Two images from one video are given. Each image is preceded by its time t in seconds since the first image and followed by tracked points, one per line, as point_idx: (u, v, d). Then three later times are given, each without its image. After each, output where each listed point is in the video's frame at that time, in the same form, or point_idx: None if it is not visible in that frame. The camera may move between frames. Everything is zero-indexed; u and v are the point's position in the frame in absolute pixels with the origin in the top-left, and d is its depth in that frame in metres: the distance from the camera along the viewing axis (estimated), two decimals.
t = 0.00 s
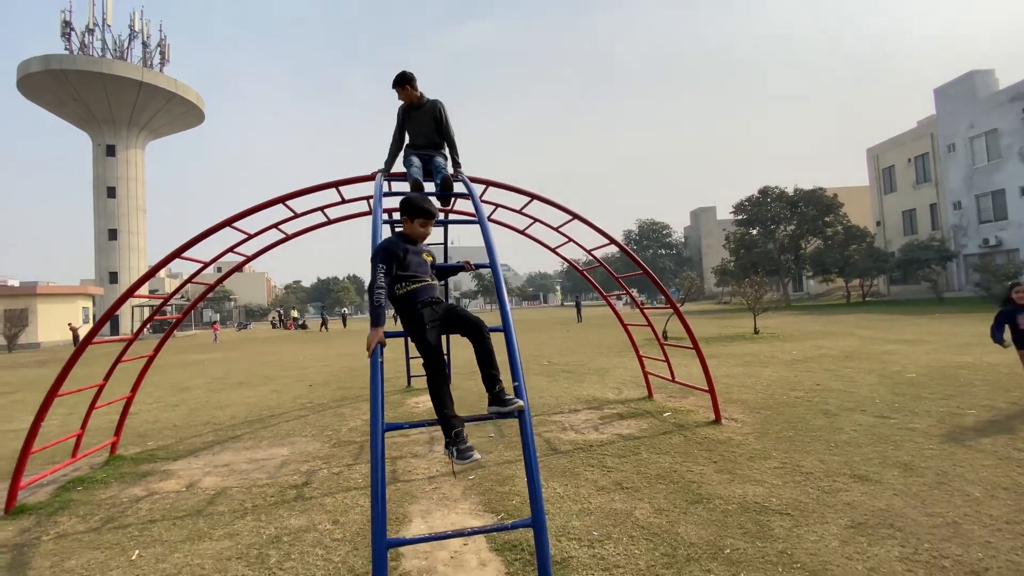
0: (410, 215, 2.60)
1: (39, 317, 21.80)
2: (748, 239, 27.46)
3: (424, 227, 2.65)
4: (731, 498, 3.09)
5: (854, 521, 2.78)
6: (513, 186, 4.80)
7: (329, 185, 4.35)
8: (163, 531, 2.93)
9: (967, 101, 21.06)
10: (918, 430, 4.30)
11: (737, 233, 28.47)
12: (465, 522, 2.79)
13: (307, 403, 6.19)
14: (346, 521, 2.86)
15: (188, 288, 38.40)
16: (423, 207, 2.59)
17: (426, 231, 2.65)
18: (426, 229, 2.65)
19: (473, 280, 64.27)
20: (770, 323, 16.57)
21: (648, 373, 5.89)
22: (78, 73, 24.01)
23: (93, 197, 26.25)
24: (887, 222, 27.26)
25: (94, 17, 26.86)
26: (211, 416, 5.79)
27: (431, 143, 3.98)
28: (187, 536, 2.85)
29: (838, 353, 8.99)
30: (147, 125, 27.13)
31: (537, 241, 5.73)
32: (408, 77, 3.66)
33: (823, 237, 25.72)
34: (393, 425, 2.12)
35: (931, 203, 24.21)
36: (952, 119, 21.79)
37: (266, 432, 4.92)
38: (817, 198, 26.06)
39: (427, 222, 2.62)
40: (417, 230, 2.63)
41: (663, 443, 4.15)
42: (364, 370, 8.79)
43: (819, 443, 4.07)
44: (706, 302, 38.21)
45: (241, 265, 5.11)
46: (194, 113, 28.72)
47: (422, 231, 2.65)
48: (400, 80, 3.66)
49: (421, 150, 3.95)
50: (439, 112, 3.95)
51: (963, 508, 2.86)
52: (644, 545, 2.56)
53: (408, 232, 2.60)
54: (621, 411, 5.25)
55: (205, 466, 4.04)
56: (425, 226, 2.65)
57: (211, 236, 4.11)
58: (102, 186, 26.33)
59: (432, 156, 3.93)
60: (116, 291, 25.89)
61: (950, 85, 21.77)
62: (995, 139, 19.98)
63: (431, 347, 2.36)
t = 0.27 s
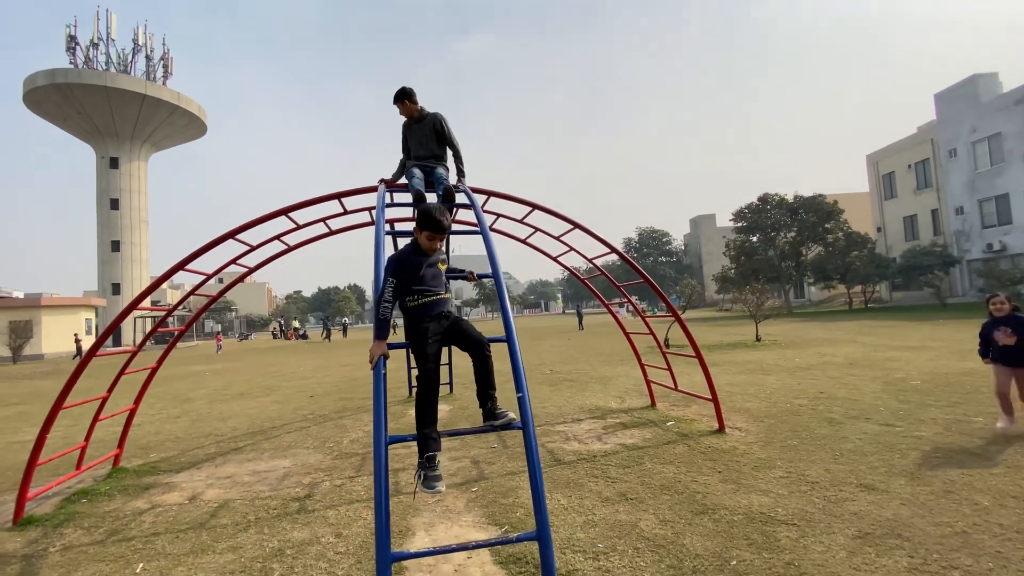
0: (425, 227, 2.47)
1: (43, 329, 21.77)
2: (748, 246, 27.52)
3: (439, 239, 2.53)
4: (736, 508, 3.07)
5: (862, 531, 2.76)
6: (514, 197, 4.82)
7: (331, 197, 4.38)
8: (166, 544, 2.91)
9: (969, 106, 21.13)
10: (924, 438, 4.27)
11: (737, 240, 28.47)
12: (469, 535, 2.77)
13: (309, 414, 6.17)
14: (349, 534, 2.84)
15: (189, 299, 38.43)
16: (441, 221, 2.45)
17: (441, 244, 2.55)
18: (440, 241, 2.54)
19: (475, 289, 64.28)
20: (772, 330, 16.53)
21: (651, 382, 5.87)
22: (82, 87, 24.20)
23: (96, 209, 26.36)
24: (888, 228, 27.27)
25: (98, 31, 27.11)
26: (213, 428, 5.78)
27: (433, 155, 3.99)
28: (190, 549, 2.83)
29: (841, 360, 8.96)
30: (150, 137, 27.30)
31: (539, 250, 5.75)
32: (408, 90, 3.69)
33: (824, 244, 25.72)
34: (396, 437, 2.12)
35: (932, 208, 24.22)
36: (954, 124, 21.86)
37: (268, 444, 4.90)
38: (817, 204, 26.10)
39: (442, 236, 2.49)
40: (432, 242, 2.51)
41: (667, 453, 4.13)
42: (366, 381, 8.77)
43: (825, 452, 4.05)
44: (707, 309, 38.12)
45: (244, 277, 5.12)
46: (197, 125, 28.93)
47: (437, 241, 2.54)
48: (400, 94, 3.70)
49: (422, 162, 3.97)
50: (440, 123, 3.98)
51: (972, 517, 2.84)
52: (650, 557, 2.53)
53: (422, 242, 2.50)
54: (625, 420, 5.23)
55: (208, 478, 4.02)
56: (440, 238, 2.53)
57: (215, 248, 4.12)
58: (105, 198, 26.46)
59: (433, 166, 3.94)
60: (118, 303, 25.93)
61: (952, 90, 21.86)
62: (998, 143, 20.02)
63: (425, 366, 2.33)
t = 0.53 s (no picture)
0: (432, 236, 2.43)
1: (47, 338, 21.83)
2: (751, 258, 27.51)
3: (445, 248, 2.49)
4: (744, 522, 3.02)
5: (873, 546, 2.71)
6: (518, 208, 4.83)
7: (337, 208, 4.39)
8: (167, 556, 2.88)
9: (970, 119, 21.17)
10: (933, 452, 4.21)
11: (740, 252, 28.44)
12: (474, 549, 2.73)
13: (311, 425, 6.14)
14: (351, 547, 2.80)
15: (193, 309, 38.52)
16: (448, 232, 2.42)
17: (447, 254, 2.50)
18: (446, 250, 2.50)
19: (477, 300, 64.29)
20: (777, 342, 16.44)
21: (655, 394, 5.82)
22: (90, 99, 24.46)
23: (102, 219, 26.52)
24: (891, 240, 27.21)
25: (107, 45, 27.46)
26: (216, 438, 5.75)
27: (439, 168, 4.01)
28: (192, 561, 2.80)
29: (847, 372, 8.89)
30: (156, 149, 27.54)
31: (543, 261, 5.74)
32: (415, 104, 3.72)
33: (827, 256, 25.67)
34: (403, 449, 2.10)
35: (936, 220, 24.18)
36: (956, 136, 21.89)
37: (270, 455, 4.87)
38: (820, 216, 26.10)
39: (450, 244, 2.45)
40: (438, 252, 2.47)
41: (673, 466, 4.08)
42: (368, 391, 8.75)
43: (833, 466, 3.99)
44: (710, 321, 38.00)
45: (249, 287, 5.12)
46: (203, 137, 29.15)
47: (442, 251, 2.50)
48: (408, 108, 3.72)
49: (429, 175, 3.98)
50: (447, 136, 3.99)
51: (985, 533, 2.78)
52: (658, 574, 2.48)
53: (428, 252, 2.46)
54: (629, 432, 5.19)
55: (210, 489, 3.99)
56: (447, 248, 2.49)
57: (220, 258, 4.13)
58: (111, 209, 26.63)
59: (440, 178, 3.94)
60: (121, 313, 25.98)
61: (952, 103, 21.93)
62: (1000, 156, 20.03)
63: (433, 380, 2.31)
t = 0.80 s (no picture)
0: (436, 253, 2.42)
1: (51, 352, 21.89)
2: (755, 273, 27.41)
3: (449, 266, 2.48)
4: (754, 543, 2.96)
5: (887, 568, 2.64)
6: (523, 222, 4.83)
7: (343, 223, 4.39)
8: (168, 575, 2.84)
9: (972, 135, 21.19)
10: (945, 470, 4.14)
11: (745, 267, 28.36)
12: (479, 569, 2.67)
13: (314, 440, 6.09)
14: (353, 566, 2.75)
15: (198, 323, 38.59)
16: (452, 248, 2.40)
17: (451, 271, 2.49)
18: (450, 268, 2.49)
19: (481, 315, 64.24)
20: (783, 358, 16.30)
21: (661, 410, 5.76)
22: (102, 116, 24.83)
23: (109, 234, 26.74)
24: (896, 255, 27.11)
25: (120, 63, 27.96)
26: (218, 453, 5.71)
27: (445, 185, 4.03)
28: None
29: (855, 389, 8.80)
30: (165, 164, 27.86)
31: (547, 276, 5.73)
32: (426, 121, 3.75)
33: (833, 271, 25.58)
34: (407, 465, 2.06)
35: (941, 236, 24.09)
36: (958, 152, 21.89)
37: (272, 470, 4.83)
38: (824, 231, 26.05)
39: (456, 261, 2.44)
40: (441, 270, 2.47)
41: (681, 484, 4.02)
42: (371, 406, 8.69)
43: (844, 484, 3.92)
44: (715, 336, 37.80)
45: (254, 301, 5.12)
46: (211, 153, 29.48)
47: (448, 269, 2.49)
48: (419, 124, 3.75)
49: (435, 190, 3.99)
50: (455, 154, 4.03)
51: (1000, 553, 2.72)
52: None
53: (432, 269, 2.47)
54: (636, 449, 5.12)
55: (212, 505, 3.95)
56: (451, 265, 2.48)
57: (227, 272, 4.14)
58: (119, 223, 26.86)
59: (446, 194, 3.96)
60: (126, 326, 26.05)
61: (953, 119, 21.97)
62: (1003, 172, 20.00)
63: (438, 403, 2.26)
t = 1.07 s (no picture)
0: (453, 301, 2.32)
1: (55, 371, 21.90)
2: (760, 293, 27.30)
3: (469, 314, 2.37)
4: (766, 571, 2.87)
5: None
6: (529, 243, 4.83)
7: (350, 243, 4.41)
8: None
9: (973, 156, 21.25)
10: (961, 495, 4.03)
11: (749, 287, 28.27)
12: None
13: (316, 462, 6.01)
14: None
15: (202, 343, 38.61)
16: (466, 295, 2.30)
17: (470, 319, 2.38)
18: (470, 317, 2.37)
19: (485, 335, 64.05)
20: (790, 379, 16.10)
21: (668, 433, 5.67)
22: (114, 139, 25.25)
23: (117, 254, 26.95)
24: (902, 276, 26.98)
25: (133, 88, 28.55)
26: (219, 475, 5.64)
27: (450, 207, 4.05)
28: None
29: (864, 411, 8.66)
30: (174, 186, 28.21)
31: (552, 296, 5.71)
32: (441, 144, 3.78)
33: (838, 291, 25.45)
34: (411, 489, 2.02)
35: (946, 256, 23.99)
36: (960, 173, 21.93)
37: (273, 493, 4.76)
38: (829, 252, 26.01)
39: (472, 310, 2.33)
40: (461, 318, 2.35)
41: (689, 510, 3.93)
42: (374, 428, 8.61)
43: (856, 510, 3.83)
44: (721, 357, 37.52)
45: (259, 322, 5.12)
46: (220, 175, 29.85)
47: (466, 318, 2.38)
48: (434, 147, 3.78)
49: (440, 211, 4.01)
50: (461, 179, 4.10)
51: None
52: None
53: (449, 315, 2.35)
54: (643, 473, 5.03)
55: (211, 529, 3.88)
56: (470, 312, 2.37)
57: (233, 292, 4.14)
58: (127, 244, 27.12)
59: (451, 216, 3.98)
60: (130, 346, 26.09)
61: (954, 141, 22.06)
62: (1005, 193, 20.00)
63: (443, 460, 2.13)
